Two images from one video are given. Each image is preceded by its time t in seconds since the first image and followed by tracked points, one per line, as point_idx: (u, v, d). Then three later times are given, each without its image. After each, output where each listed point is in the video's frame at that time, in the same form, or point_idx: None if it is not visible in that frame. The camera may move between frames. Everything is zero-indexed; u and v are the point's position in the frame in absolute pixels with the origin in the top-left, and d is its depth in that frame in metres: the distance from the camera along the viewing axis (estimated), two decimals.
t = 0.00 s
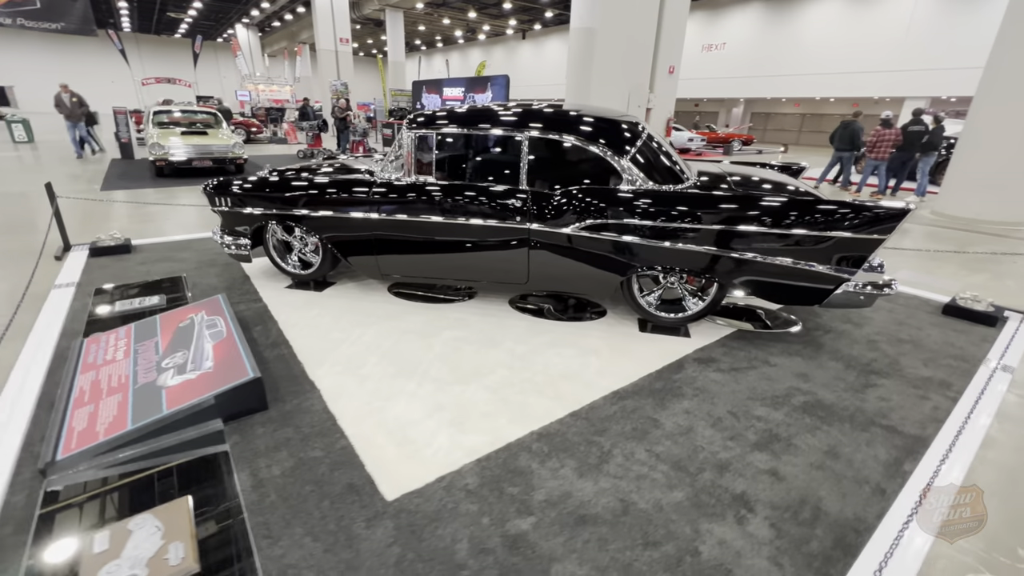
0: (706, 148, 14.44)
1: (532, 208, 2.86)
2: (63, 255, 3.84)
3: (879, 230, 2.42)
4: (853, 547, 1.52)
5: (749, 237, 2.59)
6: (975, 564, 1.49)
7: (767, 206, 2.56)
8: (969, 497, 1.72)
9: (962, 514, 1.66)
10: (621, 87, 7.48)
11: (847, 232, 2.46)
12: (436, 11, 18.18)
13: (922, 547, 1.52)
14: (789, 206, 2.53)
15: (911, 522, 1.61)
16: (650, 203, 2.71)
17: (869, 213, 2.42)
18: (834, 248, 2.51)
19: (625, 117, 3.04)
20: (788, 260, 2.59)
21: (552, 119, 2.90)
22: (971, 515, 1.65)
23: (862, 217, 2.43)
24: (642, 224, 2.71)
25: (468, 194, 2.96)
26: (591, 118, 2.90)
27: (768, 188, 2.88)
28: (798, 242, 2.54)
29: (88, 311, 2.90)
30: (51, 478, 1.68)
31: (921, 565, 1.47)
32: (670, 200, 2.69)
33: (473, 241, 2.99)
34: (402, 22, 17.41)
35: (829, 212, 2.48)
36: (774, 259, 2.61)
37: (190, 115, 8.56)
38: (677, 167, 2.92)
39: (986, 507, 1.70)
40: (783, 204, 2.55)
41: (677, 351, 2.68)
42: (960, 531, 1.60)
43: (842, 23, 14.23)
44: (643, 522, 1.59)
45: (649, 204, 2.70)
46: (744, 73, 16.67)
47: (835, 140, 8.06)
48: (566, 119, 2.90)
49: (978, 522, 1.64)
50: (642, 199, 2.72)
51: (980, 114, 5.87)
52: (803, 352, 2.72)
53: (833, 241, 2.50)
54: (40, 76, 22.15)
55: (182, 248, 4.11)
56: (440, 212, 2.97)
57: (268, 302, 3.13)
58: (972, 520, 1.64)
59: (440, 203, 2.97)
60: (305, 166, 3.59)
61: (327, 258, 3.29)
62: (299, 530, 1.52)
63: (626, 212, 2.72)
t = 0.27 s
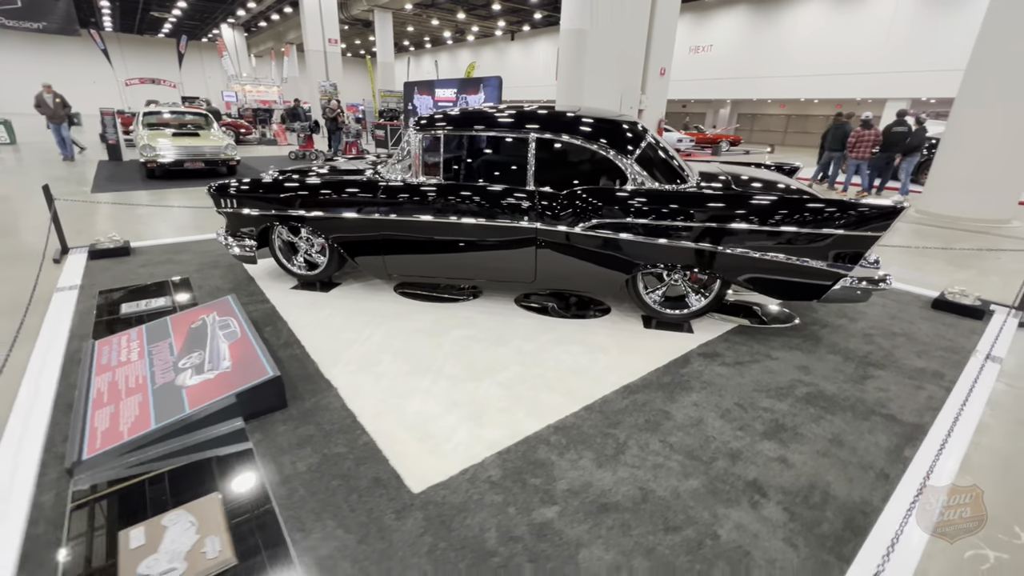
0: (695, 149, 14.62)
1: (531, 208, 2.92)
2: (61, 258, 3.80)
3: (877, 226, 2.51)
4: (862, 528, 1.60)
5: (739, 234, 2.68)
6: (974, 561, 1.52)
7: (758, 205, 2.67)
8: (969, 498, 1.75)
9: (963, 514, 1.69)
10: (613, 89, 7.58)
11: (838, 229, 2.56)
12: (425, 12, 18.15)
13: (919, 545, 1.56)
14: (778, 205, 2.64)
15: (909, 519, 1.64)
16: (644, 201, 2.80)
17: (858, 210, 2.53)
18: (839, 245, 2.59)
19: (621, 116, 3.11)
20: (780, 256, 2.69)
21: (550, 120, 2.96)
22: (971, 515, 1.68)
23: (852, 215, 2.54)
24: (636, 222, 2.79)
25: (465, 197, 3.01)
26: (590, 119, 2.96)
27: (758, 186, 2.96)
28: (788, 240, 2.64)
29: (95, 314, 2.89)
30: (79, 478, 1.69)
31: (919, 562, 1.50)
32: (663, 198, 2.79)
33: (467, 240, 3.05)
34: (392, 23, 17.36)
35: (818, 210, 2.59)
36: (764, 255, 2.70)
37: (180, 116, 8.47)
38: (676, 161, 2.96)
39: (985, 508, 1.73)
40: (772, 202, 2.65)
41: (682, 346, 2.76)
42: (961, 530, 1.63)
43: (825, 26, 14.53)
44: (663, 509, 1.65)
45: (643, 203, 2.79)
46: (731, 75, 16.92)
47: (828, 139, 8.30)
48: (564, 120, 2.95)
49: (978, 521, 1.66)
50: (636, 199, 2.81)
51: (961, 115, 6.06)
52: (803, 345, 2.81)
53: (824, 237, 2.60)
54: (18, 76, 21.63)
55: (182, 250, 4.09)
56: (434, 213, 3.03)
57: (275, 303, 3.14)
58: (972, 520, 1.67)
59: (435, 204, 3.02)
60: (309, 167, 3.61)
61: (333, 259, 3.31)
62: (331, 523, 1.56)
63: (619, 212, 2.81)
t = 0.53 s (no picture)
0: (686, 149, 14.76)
1: (528, 204, 2.97)
2: (59, 259, 3.76)
3: (875, 221, 2.60)
4: (869, 508, 1.67)
5: (731, 229, 2.75)
6: (974, 564, 1.51)
7: (751, 200, 2.75)
8: (970, 497, 1.73)
9: (962, 514, 1.67)
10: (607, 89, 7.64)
11: (831, 224, 2.65)
12: (416, 13, 18.13)
13: (917, 544, 1.54)
14: (769, 201, 2.73)
15: (907, 517, 1.62)
16: (640, 197, 2.87)
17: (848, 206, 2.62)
18: (841, 238, 2.67)
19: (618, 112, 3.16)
20: (773, 249, 2.76)
21: (550, 118, 3.01)
22: (971, 514, 1.67)
23: (845, 210, 2.62)
24: (630, 216, 2.86)
25: (458, 196, 3.05)
26: (590, 117, 3.02)
27: (750, 181, 3.03)
28: (779, 234, 2.72)
29: (101, 314, 2.88)
30: (101, 472, 1.70)
31: (918, 563, 1.49)
32: (657, 194, 2.87)
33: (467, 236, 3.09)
34: (382, 23, 17.31)
35: (810, 205, 2.68)
36: (756, 247, 2.77)
37: (172, 116, 8.38)
38: (676, 154, 3.03)
39: (985, 507, 1.71)
40: (764, 199, 2.74)
41: (687, 339, 2.82)
42: (960, 531, 1.62)
43: (812, 28, 14.78)
44: (679, 493, 1.70)
45: (639, 198, 2.86)
46: (719, 76, 17.17)
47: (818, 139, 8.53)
48: (562, 118, 3.01)
49: (977, 521, 1.65)
50: (631, 194, 2.89)
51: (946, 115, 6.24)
52: (802, 337, 2.89)
53: (816, 232, 2.68)
54: None
55: (182, 250, 4.07)
56: (427, 210, 3.08)
57: (282, 301, 3.16)
58: (972, 520, 1.65)
59: (429, 201, 3.07)
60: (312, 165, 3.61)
61: (339, 257, 3.33)
62: (357, 510, 1.59)
63: (614, 209, 2.88)
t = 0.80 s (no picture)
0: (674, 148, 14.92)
1: (522, 198, 3.02)
2: (57, 259, 3.72)
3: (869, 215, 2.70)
4: (875, 486, 1.75)
5: (722, 223, 2.84)
6: (973, 564, 1.51)
7: (740, 195, 2.83)
8: (969, 498, 1.73)
9: (962, 514, 1.66)
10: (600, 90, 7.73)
11: (823, 217, 2.74)
12: (405, 14, 18.10)
13: (917, 541, 1.53)
14: (758, 196, 2.81)
15: (912, 494, 1.70)
16: (635, 192, 2.94)
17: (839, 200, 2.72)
18: (840, 231, 2.75)
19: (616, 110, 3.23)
20: (765, 242, 2.84)
21: (550, 116, 3.06)
22: (971, 515, 1.66)
23: (836, 204, 2.72)
24: (626, 212, 2.93)
25: (447, 194, 3.09)
26: (589, 115, 3.07)
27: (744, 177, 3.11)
28: (769, 227, 2.81)
29: (107, 313, 2.87)
30: (126, 465, 1.72)
31: (916, 561, 1.48)
32: (651, 189, 2.94)
33: (476, 232, 3.13)
34: (371, 23, 17.25)
35: (801, 199, 2.77)
36: (746, 239, 2.86)
37: (161, 116, 8.28)
38: (675, 147, 3.11)
39: (984, 507, 1.72)
40: (753, 194, 2.82)
41: (690, 331, 2.90)
42: (960, 531, 1.61)
43: (797, 30, 15.06)
44: (694, 475, 1.77)
45: (634, 193, 2.93)
46: (707, 77, 17.41)
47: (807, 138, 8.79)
48: (559, 115, 3.06)
49: (976, 522, 1.65)
50: (626, 187, 2.96)
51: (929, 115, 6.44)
52: (801, 328, 2.98)
53: (807, 225, 2.77)
54: None
55: (181, 249, 4.04)
56: (418, 206, 3.11)
57: (289, 299, 3.17)
58: (972, 520, 1.65)
59: (420, 199, 3.11)
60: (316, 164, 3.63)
61: (344, 254, 3.35)
62: (386, 496, 1.62)
63: (610, 206, 2.93)
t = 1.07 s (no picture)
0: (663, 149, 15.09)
1: (511, 193, 3.09)
2: (53, 260, 3.67)
3: (865, 210, 2.79)
4: (881, 468, 1.82)
5: (715, 218, 2.93)
6: (973, 562, 1.51)
7: (728, 191, 2.91)
8: (969, 498, 1.72)
9: (962, 514, 1.66)
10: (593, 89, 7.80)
11: (813, 212, 2.83)
12: (393, 14, 18.05)
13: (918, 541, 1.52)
14: (747, 193, 2.89)
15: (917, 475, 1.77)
16: (630, 188, 3.01)
17: (829, 195, 2.81)
18: (840, 225, 2.84)
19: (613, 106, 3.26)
20: (756, 235, 2.92)
21: (551, 115, 3.09)
22: (971, 515, 1.66)
23: (826, 199, 2.81)
24: (621, 208, 3.00)
25: (438, 191, 3.13)
26: (587, 113, 3.11)
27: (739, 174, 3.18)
28: (757, 222, 2.90)
29: (111, 313, 2.84)
30: (147, 461, 1.73)
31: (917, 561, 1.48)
32: (647, 185, 3.00)
33: (473, 230, 3.17)
34: (359, 23, 17.17)
35: (792, 195, 2.85)
36: (736, 233, 2.94)
37: (150, 116, 8.16)
38: (671, 141, 3.14)
39: (984, 507, 1.72)
40: (741, 190, 2.90)
41: (693, 325, 2.96)
42: (960, 531, 1.62)
43: (781, 32, 15.34)
44: (708, 461, 1.82)
45: (629, 189, 3.00)
46: (694, 78, 17.64)
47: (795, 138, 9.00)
48: (556, 113, 3.10)
49: (976, 522, 1.65)
50: (623, 184, 3.03)
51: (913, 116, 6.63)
52: (799, 321, 3.07)
53: (798, 220, 2.87)
54: None
55: (180, 249, 4.01)
56: (412, 203, 3.14)
57: (294, 297, 3.17)
58: (972, 520, 1.65)
59: (413, 194, 3.14)
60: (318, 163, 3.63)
61: (349, 253, 3.36)
62: (411, 484, 1.66)
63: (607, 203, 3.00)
